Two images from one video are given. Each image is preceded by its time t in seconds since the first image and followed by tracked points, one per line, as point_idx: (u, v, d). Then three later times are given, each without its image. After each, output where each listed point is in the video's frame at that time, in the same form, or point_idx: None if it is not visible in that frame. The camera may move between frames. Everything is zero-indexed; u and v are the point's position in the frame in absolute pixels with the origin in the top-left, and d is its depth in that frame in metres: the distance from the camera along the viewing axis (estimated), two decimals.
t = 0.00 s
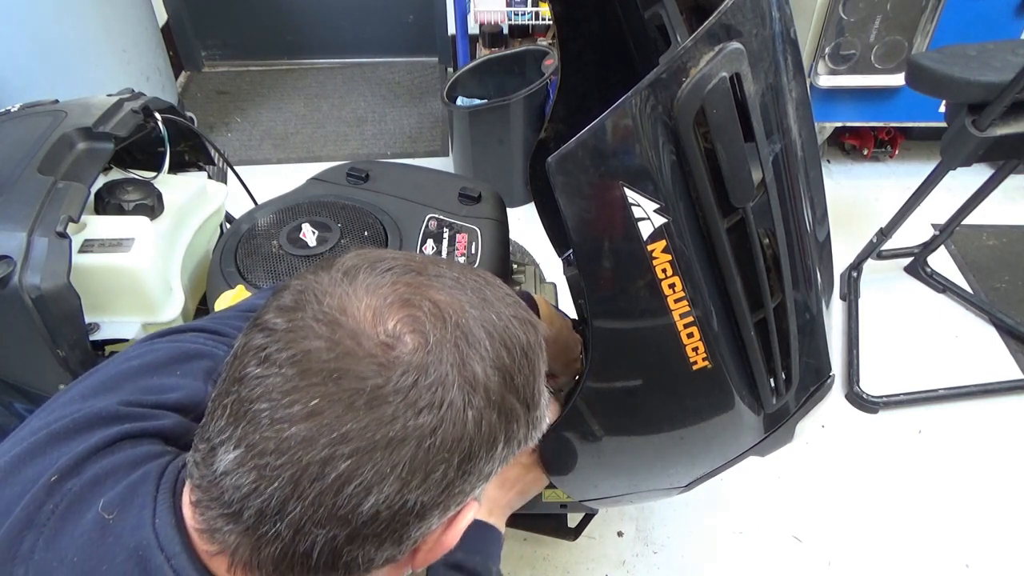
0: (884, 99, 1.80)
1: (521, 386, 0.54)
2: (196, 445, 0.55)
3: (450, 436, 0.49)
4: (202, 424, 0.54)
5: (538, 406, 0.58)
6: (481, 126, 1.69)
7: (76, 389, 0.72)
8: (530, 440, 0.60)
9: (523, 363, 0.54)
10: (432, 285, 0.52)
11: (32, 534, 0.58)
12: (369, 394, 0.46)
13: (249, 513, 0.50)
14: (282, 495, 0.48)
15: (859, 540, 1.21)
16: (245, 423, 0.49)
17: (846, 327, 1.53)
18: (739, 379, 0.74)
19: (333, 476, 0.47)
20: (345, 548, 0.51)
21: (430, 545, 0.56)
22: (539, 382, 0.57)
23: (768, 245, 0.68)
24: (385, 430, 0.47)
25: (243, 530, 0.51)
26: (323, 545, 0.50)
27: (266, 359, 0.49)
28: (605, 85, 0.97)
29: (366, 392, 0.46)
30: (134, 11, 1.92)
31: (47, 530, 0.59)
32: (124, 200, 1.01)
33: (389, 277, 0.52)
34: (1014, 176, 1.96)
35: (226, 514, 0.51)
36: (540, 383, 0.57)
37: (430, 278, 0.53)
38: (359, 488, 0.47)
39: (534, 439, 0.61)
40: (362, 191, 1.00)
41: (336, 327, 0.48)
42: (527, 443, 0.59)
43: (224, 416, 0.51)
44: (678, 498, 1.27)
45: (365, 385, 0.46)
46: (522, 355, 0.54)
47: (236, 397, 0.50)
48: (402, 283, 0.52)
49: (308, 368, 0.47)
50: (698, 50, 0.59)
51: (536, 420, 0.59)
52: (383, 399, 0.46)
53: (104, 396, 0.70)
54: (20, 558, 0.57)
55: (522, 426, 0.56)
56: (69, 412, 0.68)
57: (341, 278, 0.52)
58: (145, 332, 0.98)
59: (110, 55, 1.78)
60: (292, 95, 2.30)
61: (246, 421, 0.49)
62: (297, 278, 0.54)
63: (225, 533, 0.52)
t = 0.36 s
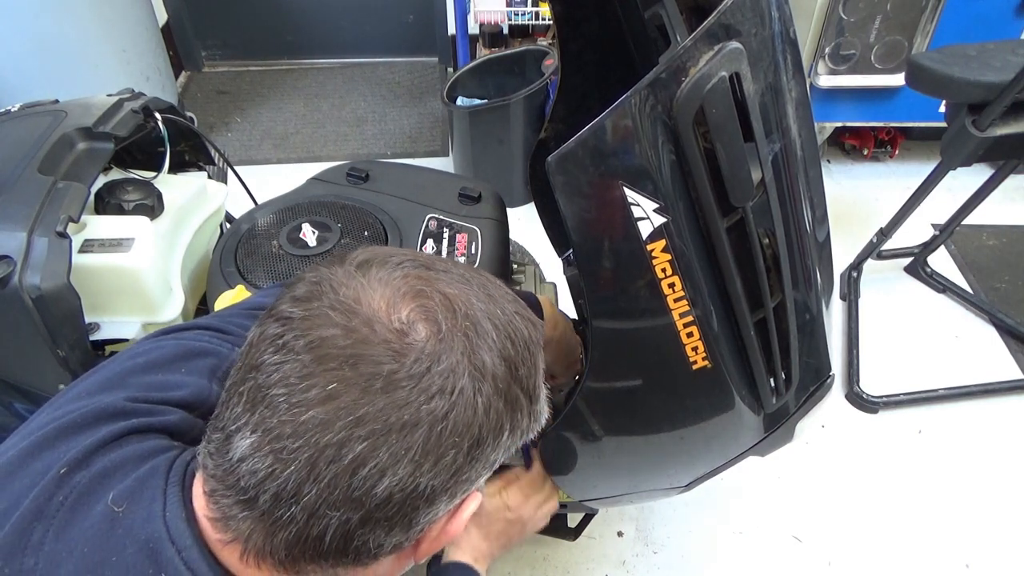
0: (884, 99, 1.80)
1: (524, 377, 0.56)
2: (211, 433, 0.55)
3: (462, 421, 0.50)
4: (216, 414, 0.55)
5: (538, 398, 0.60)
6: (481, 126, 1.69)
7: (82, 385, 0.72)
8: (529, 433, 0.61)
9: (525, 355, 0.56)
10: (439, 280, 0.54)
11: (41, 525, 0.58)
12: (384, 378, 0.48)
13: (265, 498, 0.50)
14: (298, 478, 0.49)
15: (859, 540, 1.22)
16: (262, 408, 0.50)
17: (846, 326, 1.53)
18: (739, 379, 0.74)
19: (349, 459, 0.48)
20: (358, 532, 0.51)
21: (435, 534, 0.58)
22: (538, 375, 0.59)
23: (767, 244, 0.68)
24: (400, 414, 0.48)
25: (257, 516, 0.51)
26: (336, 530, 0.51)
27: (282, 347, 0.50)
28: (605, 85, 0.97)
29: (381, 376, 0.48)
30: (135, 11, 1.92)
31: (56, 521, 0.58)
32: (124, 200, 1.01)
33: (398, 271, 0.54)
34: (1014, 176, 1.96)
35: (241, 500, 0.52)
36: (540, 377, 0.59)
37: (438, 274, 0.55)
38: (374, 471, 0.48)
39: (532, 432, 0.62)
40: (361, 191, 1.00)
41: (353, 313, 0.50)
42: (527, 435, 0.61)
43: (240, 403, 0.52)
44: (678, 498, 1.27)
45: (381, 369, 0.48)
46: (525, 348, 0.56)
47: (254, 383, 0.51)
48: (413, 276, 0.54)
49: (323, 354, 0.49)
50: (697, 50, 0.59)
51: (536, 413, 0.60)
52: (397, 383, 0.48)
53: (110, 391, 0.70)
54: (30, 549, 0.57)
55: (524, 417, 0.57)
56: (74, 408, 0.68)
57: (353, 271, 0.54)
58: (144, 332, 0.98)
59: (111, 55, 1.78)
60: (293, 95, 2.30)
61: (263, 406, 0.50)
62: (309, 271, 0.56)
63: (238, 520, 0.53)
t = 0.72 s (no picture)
0: (884, 99, 1.80)
1: (510, 367, 0.55)
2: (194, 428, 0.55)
3: (442, 414, 0.49)
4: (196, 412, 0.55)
5: (528, 388, 0.58)
6: (481, 126, 1.69)
7: (75, 380, 0.72)
8: (520, 422, 0.60)
9: (513, 345, 0.55)
10: (421, 270, 0.53)
11: (32, 520, 0.59)
12: (361, 371, 0.47)
13: (246, 493, 0.50)
14: (277, 472, 0.49)
15: (859, 540, 1.22)
16: (239, 403, 0.50)
17: (846, 326, 1.53)
18: (739, 379, 0.74)
19: (326, 453, 0.48)
20: (339, 525, 0.51)
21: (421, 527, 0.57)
22: (528, 364, 0.57)
23: (768, 244, 0.68)
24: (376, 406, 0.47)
25: (239, 510, 0.51)
26: (318, 524, 0.51)
27: (260, 340, 0.50)
28: (605, 85, 0.97)
29: (358, 369, 0.47)
30: (135, 11, 1.92)
31: (46, 516, 0.59)
32: (124, 200, 1.01)
33: (382, 260, 0.53)
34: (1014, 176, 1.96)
35: (223, 494, 0.52)
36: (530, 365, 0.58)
37: (422, 264, 0.54)
38: (352, 464, 0.48)
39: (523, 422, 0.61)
40: (361, 191, 1.00)
41: (328, 307, 0.49)
42: (518, 425, 0.60)
43: (220, 398, 0.52)
44: (678, 498, 1.27)
45: (358, 361, 0.47)
46: (511, 338, 0.55)
47: (231, 378, 0.51)
48: (395, 267, 0.53)
49: (301, 346, 0.48)
50: (698, 50, 0.59)
51: (528, 401, 0.59)
52: (373, 376, 0.47)
53: (103, 386, 0.70)
54: (20, 544, 0.58)
55: (513, 407, 0.56)
56: (64, 404, 0.68)
57: (334, 262, 0.53)
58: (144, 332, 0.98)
59: (111, 56, 1.78)
60: (293, 95, 2.30)
61: (241, 401, 0.50)
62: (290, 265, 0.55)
63: (220, 514, 0.53)
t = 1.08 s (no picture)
0: (884, 99, 1.80)
1: (455, 315, 0.51)
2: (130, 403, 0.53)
3: (377, 366, 0.46)
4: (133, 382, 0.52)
5: (482, 336, 0.55)
6: (481, 125, 1.69)
7: (33, 360, 0.72)
8: (478, 373, 0.57)
9: (457, 292, 0.52)
10: (350, 220, 0.50)
11: None
12: (286, 326, 0.44)
13: (183, 462, 0.48)
14: (208, 436, 0.46)
15: (859, 540, 1.22)
16: (167, 371, 0.46)
17: (846, 326, 1.53)
18: (740, 379, 0.74)
19: (254, 412, 0.45)
20: (281, 487, 0.48)
21: (380, 487, 0.53)
22: (479, 312, 0.54)
23: (768, 245, 0.68)
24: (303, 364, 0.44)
25: (179, 481, 0.49)
26: (258, 487, 0.48)
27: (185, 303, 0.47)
28: (605, 85, 0.97)
29: (282, 325, 0.44)
30: (135, 10, 1.92)
31: None
32: (124, 200, 1.00)
33: (309, 214, 0.49)
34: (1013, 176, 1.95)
35: (161, 466, 0.49)
36: (481, 312, 0.55)
37: (353, 215, 0.51)
38: (283, 423, 0.45)
39: (483, 373, 0.57)
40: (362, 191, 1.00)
41: (252, 267, 0.45)
42: (475, 376, 0.56)
43: (149, 368, 0.48)
44: (678, 498, 1.27)
45: (284, 319, 0.44)
46: (455, 285, 0.51)
47: (160, 346, 0.47)
48: (321, 219, 0.49)
49: (225, 308, 0.45)
50: (698, 50, 0.59)
51: (482, 351, 0.56)
52: (300, 331, 0.44)
53: (50, 370, 0.70)
54: None
55: (463, 357, 0.53)
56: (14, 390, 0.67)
57: (258, 221, 0.49)
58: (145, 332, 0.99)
59: (111, 55, 1.78)
60: (293, 95, 2.30)
61: (167, 367, 0.46)
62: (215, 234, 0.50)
63: (163, 486, 0.50)
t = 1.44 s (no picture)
0: (885, 99, 1.80)
1: (349, 246, 0.52)
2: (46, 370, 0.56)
3: (252, 298, 0.48)
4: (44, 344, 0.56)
5: (388, 268, 0.56)
6: (481, 125, 1.69)
7: None
8: (391, 308, 0.58)
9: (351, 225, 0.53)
10: (238, 160, 0.52)
11: None
12: (156, 261, 0.47)
13: (79, 409, 0.52)
14: (95, 384, 0.50)
15: (859, 540, 1.22)
16: (59, 325, 0.50)
17: (846, 326, 1.53)
18: (740, 379, 0.74)
19: (132, 354, 0.48)
20: (177, 427, 0.52)
21: (291, 425, 0.56)
22: (381, 245, 0.55)
23: (768, 245, 0.68)
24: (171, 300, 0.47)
25: (82, 429, 0.54)
26: (155, 428, 0.52)
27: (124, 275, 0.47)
28: (606, 85, 0.97)
29: (152, 260, 0.47)
30: (135, 10, 1.92)
31: None
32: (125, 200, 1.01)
33: (190, 156, 0.52)
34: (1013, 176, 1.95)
35: (65, 415, 0.54)
36: (386, 245, 0.56)
37: (238, 155, 0.53)
38: (162, 362, 0.48)
39: (397, 307, 0.59)
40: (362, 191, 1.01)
41: (128, 210, 0.48)
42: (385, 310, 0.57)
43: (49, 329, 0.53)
44: (678, 499, 1.27)
45: (160, 256, 0.47)
46: (350, 220, 0.53)
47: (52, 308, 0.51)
48: (200, 158, 0.52)
49: (106, 248, 0.48)
50: (699, 50, 0.59)
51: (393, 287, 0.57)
52: (173, 264, 0.47)
53: None
54: None
55: (363, 289, 0.54)
56: None
57: (137, 167, 0.52)
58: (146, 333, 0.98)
59: (111, 55, 1.78)
60: (293, 95, 2.30)
61: (58, 318, 0.50)
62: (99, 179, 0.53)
63: (71, 437, 0.55)
